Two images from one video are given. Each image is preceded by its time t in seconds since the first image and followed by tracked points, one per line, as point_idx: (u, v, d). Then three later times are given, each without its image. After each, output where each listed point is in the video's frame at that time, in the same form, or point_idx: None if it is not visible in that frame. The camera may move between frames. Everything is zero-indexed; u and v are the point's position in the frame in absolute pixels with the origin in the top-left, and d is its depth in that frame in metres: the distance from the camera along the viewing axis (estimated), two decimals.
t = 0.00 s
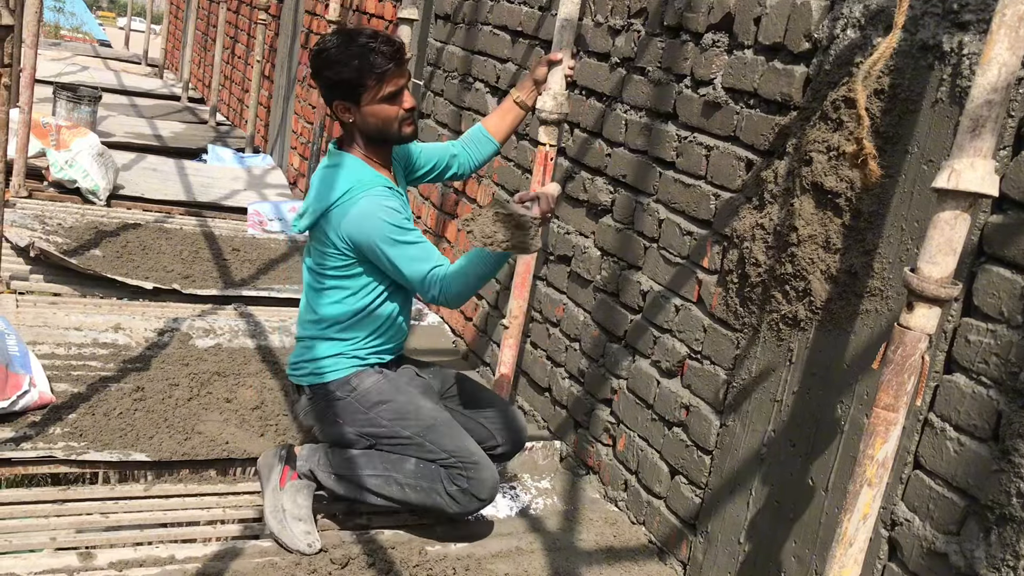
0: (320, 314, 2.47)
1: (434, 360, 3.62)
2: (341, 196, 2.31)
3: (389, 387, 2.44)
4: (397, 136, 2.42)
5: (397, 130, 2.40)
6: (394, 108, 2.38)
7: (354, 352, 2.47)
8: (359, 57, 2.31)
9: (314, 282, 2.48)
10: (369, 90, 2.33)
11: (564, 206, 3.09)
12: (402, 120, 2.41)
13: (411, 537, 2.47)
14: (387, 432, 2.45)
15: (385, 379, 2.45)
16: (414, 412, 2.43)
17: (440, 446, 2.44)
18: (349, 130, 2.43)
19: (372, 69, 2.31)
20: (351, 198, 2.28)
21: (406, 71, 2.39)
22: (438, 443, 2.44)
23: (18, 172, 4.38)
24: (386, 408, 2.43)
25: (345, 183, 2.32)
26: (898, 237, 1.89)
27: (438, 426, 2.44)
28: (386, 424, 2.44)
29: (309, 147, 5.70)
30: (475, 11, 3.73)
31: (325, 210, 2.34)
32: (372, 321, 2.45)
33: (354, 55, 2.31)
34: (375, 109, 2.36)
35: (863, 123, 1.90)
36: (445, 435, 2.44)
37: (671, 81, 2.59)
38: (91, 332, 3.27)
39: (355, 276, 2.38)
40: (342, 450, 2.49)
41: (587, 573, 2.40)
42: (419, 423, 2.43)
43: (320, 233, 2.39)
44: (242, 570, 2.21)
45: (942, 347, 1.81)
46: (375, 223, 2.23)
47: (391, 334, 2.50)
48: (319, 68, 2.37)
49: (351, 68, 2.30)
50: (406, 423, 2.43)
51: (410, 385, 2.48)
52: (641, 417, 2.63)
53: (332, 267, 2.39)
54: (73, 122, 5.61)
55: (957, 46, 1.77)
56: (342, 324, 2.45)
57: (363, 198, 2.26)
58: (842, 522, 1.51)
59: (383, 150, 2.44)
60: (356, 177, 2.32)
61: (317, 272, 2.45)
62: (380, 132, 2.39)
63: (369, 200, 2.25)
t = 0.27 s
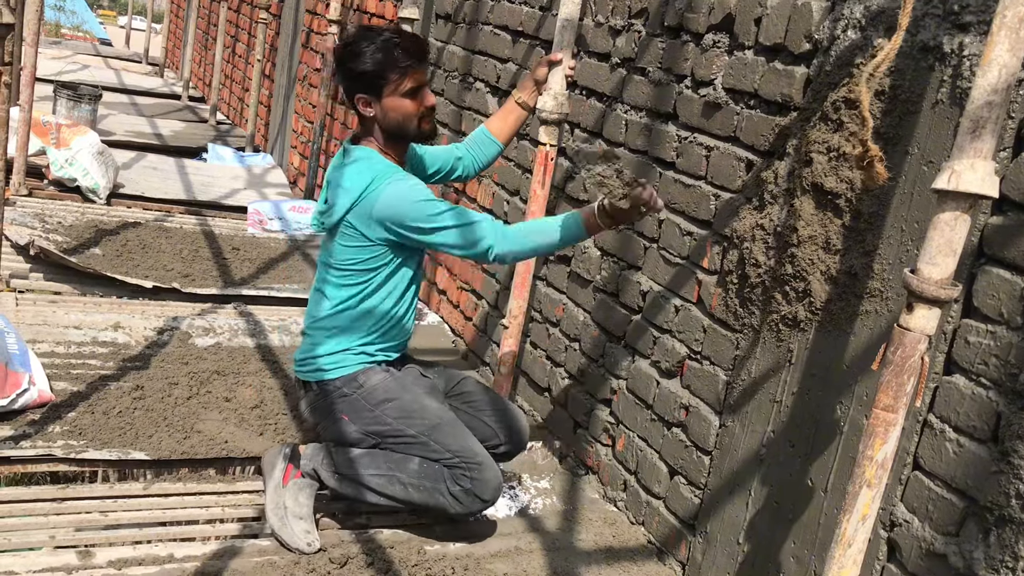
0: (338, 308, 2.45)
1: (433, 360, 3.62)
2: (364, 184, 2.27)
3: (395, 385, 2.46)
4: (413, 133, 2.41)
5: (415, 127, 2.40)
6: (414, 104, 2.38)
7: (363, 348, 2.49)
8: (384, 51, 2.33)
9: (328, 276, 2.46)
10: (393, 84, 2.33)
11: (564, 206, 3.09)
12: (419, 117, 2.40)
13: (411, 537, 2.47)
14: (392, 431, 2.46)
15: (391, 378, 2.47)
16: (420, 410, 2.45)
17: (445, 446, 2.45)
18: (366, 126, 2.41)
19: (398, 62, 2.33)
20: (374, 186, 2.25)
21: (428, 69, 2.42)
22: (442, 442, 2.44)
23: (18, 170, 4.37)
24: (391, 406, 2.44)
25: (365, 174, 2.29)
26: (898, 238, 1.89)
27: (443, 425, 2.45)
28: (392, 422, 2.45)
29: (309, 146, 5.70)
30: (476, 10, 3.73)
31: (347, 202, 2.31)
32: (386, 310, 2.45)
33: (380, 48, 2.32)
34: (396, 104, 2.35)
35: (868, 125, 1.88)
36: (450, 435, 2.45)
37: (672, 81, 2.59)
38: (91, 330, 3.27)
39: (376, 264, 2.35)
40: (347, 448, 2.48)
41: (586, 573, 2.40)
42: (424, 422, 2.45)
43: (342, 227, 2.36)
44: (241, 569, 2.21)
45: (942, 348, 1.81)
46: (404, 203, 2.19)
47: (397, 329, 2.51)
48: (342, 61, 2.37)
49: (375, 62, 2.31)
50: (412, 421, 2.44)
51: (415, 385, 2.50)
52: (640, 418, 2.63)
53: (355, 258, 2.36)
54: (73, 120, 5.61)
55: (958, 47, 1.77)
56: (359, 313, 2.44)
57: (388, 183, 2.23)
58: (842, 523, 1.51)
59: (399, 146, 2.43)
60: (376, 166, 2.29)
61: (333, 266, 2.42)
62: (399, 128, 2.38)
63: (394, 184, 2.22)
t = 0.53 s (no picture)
0: (326, 308, 2.48)
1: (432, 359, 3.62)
2: (350, 188, 2.31)
3: (388, 380, 2.46)
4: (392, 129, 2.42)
5: (393, 124, 2.41)
6: (390, 101, 2.38)
7: (359, 346, 2.50)
8: (357, 49, 2.32)
9: (320, 279, 2.47)
10: (368, 82, 2.33)
11: (563, 206, 3.09)
12: (397, 114, 2.41)
13: (409, 536, 2.47)
14: (384, 426, 2.46)
15: (385, 374, 2.47)
16: (412, 406, 2.45)
17: (437, 440, 2.44)
18: (344, 123, 2.42)
19: (372, 60, 2.33)
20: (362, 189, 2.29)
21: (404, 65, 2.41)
22: (434, 437, 2.44)
23: (17, 169, 4.37)
24: (383, 401, 2.45)
25: (352, 177, 2.32)
26: (896, 238, 1.89)
27: (435, 420, 2.45)
28: (384, 417, 2.46)
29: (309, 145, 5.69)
30: (475, 10, 3.73)
31: (333, 204, 2.34)
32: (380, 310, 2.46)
33: (353, 46, 2.32)
34: (371, 101, 2.36)
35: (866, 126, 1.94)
36: (442, 429, 2.45)
37: (671, 81, 2.59)
38: (89, 329, 3.27)
39: (364, 267, 2.38)
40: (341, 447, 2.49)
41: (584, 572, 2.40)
42: (416, 417, 2.45)
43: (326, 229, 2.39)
44: (239, 568, 2.20)
45: (940, 348, 1.81)
46: (391, 209, 2.24)
47: (394, 329, 2.52)
48: (316, 60, 2.37)
49: (350, 60, 2.32)
50: (403, 416, 2.45)
51: (410, 382, 2.50)
52: (638, 418, 2.63)
53: (339, 261, 2.39)
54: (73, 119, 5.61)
55: (957, 47, 1.77)
56: (352, 314, 2.46)
57: (374, 190, 2.27)
58: (839, 523, 1.51)
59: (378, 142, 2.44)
60: (363, 170, 2.32)
61: (323, 269, 2.44)
62: (376, 125, 2.40)
63: (382, 189, 2.27)
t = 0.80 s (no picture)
0: (323, 306, 2.48)
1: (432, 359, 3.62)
2: (344, 186, 2.30)
3: (386, 378, 2.46)
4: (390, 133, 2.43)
5: (391, 128, 2.41)
6: (388, 106, 2.38)
7: (357, 344, 2.50)
8: (357, 54, 2.31)
9: (317, 278, 2.47)
10: (366, 88, 2.33)
11: (562, 206, 3.09)
12: (396, 118, 2.41)
13: (408, 535, 2.47)
14: (383, 424, 2.46)
15: (383, 372, 2.47)
16: (411, 403, 2.45)
17: (435, 438, 2.45)
18: (343, 125, 2.42)
19: (371, 66, 2.31)
20: (356, 187, 2.28)
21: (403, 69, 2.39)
22: (433, 434, 2.45)
23: (17, 168, 4.37)
24: (382, 399, 2.44)
25: (346, 175, 2.32)
26: (896, 238, 1.89)
27: (434, 417, 2.45)
28: (383, 415, 2.46)
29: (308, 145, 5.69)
30: (475, 10, 3.73)
31: (328, 202, 2.33)
32: (377, 307, 2.46)
33: (352, 50, 2.30)
34: (370, 106, 2.36)
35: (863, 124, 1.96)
36: (441, 426, 2.45)
37: (671, 81, 2.59)
38: (89, 328, 3.26)
39: (360, 266, 2.38)
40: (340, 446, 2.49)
41: (584, 572, 2.40)
42: (415, 414, 2.45)
43: (321, 227, 2.38)
44: (238, 568, 2.20)
45: (940, 348, 1.81)
46: (385, 207, 2.24)
47: (392, 326, 2.52)
48: (316, 61, 2.36)
49: (349, 65, 2.30)
50: (402, 413, 2.45)
51: (408, 379, 2.50)
52: (638, 417, 2.63)
53: (335, 259, 2.39)
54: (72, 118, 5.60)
55: (957, 47, 1.77)
56: (349, 311, 2.46)
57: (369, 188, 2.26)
58: (839, 523, 1.51)
59: (376, 144, 2.45)
60: (359, 168, 2.32)
61: (320, 267, 2.44)
62: (375, 128, 2.40)
63: (375, 187, 2.26)
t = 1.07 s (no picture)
0: (326, 306, 2.48)
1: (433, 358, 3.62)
2: (351, 186, 2.31)
3: (387, 378, 2.46)
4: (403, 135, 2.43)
5: (405, 130, 2.41)
6: (404, 108, 2.38)
7: (358, 345, 2.50)
8: (374, 54, 2.31)
9: (320, 277, 2.48)
10: (383, 89, 2.33)
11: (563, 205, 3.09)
12: (410, 120, 2.41)
13: (410, 534, 2.47)
14: (383, 424, 2.46)
15: (383, 372, 2.47)
16: (411, 403, 2.45)
17: (436, 437, 2.45)
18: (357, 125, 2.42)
19: (389, 67, 2.31)
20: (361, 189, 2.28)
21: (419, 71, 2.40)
22: (433, 434, 2.45)
23: (17, 168, 4.37)
24: (382, 399, 2.45)
25: (354, 175, 2.32)
26: (897, 236, 1.89)
27: (434, 417, 2.45)
28: (383, 415, 2.46)
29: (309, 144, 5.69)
30: (475, 9, 3.73)
31: (335, 202, 2.34)
32: (379, 310, 2.46)
33: (370, 51, 2.31)
34: (385, 107, 2.36)
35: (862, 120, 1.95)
36: (441, 426, 2.45)
37: (671, 79, 2.59)
38: (90, 328, 3.26)
39: (363, 267, 2.38)
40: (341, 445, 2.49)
41: (585, 571, 2.40)
42: (415, 414, 2.45)
43: (327, 226, 2.39)
44: (239, 567, 2.20)
45: (941, 346, 1.81)
46: (390, 210, 2.23)
47: (393, 327, 2.51)
48: (332, 61, 2.36)
49: (368, 66, 2.31)
50: (402, 413, 2.45)
51: (408, 379, 2.50)
52: (639, 416, 2.63)
53: (339, 259, 2.39)
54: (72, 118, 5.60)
55: (957, 45, 1.77)
56: (352, 312, 2.46)
57: (375, 190, 2.26)
58: (840, 521, 1.51)
59: (389, 145, 2.45)
60: (366, 169, 2.32)
61: (323, 266, 2.44)
62: (389, 130, 2.40)
63: (381, 190, 2.25)
